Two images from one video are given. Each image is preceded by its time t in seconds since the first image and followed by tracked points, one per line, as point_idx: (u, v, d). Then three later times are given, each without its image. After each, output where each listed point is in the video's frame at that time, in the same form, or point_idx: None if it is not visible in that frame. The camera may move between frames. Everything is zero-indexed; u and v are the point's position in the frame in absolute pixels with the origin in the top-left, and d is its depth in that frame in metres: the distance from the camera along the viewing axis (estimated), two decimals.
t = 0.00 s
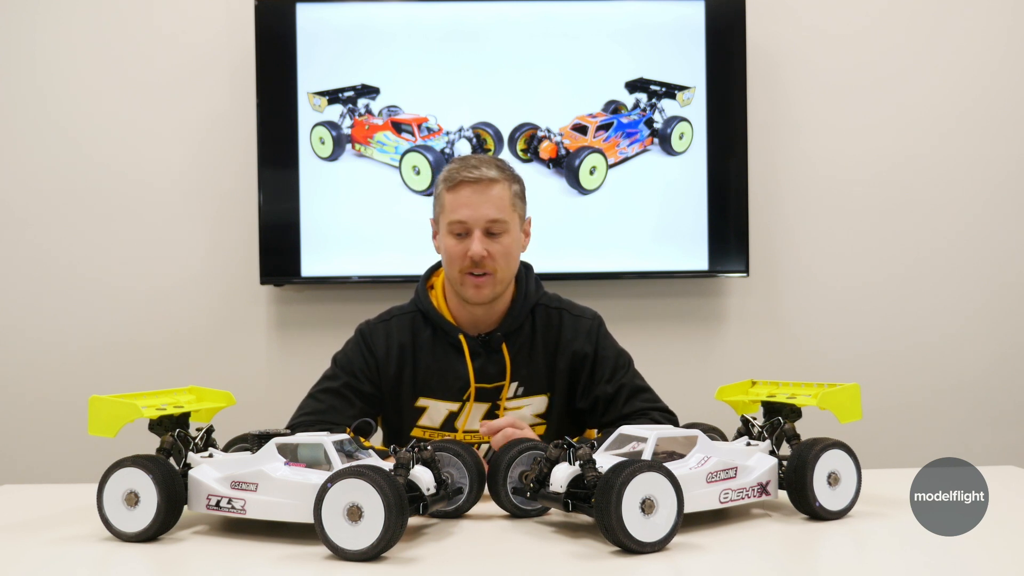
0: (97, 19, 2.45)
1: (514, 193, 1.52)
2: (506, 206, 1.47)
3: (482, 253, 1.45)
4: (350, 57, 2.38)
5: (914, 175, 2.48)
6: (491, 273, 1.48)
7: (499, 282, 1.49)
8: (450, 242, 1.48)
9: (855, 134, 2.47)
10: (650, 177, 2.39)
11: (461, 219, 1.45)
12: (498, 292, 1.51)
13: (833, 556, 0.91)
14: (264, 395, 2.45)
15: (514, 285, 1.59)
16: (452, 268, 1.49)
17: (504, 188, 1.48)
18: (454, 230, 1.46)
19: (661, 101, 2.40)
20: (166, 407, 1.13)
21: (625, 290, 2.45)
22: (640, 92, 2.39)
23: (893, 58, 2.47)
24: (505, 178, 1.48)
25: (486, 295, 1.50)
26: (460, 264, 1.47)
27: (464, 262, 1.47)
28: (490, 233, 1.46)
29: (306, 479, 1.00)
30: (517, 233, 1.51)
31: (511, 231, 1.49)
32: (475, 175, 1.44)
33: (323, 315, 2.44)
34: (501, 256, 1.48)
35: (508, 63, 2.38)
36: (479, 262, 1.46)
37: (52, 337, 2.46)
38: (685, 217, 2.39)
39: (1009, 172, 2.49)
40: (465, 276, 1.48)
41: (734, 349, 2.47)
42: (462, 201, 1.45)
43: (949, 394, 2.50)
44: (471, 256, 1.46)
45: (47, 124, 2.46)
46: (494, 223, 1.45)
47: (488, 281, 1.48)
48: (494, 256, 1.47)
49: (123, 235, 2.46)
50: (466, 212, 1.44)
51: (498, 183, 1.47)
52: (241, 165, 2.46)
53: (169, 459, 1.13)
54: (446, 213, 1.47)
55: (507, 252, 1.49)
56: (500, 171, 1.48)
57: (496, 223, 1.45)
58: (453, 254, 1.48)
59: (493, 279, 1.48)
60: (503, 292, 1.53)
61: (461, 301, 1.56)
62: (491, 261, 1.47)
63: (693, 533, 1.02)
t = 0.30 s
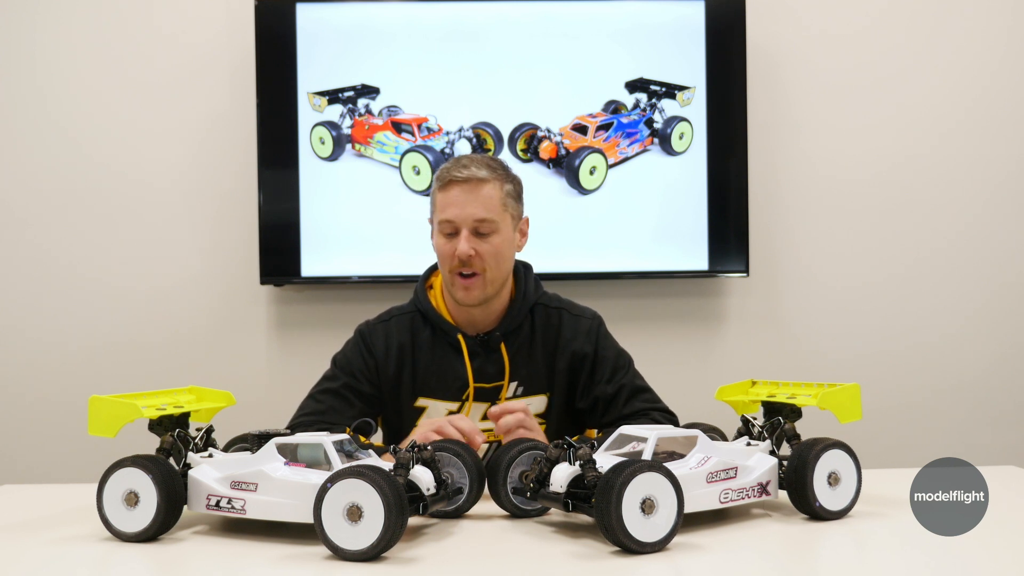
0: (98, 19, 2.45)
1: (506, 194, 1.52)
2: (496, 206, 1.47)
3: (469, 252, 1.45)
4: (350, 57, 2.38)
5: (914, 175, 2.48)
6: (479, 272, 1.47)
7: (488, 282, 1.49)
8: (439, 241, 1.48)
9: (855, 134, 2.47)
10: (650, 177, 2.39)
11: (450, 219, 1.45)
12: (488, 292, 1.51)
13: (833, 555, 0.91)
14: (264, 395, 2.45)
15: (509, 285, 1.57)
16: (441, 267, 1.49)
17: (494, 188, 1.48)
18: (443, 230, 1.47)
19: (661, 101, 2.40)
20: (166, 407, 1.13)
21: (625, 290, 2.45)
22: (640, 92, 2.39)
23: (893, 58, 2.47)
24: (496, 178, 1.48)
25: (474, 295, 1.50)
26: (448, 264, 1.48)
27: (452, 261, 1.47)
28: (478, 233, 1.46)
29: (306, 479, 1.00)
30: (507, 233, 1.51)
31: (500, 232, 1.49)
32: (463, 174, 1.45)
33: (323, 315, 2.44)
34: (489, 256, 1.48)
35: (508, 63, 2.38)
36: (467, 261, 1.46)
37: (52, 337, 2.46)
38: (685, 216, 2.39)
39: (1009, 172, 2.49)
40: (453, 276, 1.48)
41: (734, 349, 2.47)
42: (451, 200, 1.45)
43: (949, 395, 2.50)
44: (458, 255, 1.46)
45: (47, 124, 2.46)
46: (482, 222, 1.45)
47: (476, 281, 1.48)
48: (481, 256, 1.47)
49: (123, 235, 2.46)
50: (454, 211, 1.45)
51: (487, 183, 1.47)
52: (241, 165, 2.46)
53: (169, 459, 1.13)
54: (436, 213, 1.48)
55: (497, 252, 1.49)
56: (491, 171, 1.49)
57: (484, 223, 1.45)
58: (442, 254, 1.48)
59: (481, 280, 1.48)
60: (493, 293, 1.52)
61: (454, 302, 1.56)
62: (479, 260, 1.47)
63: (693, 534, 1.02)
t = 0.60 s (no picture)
0: (98, 19, 2.45)
1: (512, 196, 1.51)
2: (503, 209, 1.47)
3: (476, 255, 1.45)
4: (350, 57, 2.38)
5: (914, 175, 2.48)
6: (486, 275, 1.48)
7: (494, 284, 1.49)
8: (445, 243, 1.48)
9: (855, 134, 2.47)
10: (650, 177, 2.39)
11: (456, 221, 1.45)
12: (493, 295, 1.51)
13: (833, 555, 0.91)
14: (264, 395, 2.45)
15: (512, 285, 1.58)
16: (447, 269, 1.49)
17: (501, 190, 1.47)
18: (450, 231, 1.47)
19: (661, 101, 2.40)
20: (166, 407, 1.14)
21: (624, 290, 2.45)
22: (640, 92, 2.39)
23: (893, 58, 2.47)
24: (503, 180, 1.48)
25: (480, 297, 1.50)
26: (454, 266, 1.48)
27: (459, 264, 1.47)
28: (485, 235, 1.46)
29: (306, 479, 1.00)
30: (513, 235, 1.51)
31: (507, 234, 1.49)
32: (471, 177, 1.44)
33: (323, 315, 2.44)
34: (495, 259, 1.48)
35: (508, 63, 2.38)
36: (473, 264, 1.47)
37: (52, 337, 2.46)
38: (685, 216, 2.39)
39: (1009, 172, 2.49)
40: (459, 278, 1.48)
41: (734, 349, 2.47)
42: (458, 202, 1.45)
43: (949, 394, 2.50)
44: (465, 258, 1.46)
45: (48, 124, 2.46)
46: (489, 225, 1.45)
47: (482, 284, 1.48)
48: (488, 259, 1.47)
49: (124, 235, 2.46)
50: (461, 213, 1.45)
51: (494, 186, 1.46)
52: (241, 165, 2.46)
53: (169, 459, 1.13)
54: (443, 214, 1.48)
55: (503, 255, 1.49)
56: (498, 173, 1.48)
57: (491, 225, 1.45)
58: (448, 256, 1.48)
59: (487, 282, 1.48)
60: (498, 295, 1.53)
61: (458, 303, 1.56)
62: (485, 263, 1.47)
63: (693, 533, 1.02)
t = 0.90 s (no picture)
0: (97, 19, 2.45)
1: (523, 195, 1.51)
2: (515, 208, 1.47)
3: (488, 253, 1.45)
4: (350, 57, 2.38)
5: (913, 175, 2.48)
6: (497, 273, 1.48)
7: (504, 283, 1.49)
8: (456, 240, 1.48)
9: (855, 134, 2.47)
10: (650, 177, 2.39)
11: (468, 218, 1.45)
12: (502, 292, 1.51)
13: (833, 556, 0.91)
14: (264, 395, 2.45)
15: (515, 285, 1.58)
16: (458, 266, 1.49)
17: (513, 189, 1.47)
18: (461, 229, 1.46)
19: (661, 101, 2.40)
20: (166, 407, 1.13)
21: (624, 290, 2.45)
22: (640, 92, 2.39)
23: (893, 58, 2.47)
24: (515, 179, 1.48)
25: (490, 295, 1.50)
26: (465, 263, 1.47)
27: (470, 261, 1.47)
28: (497, 233, 1.46)
29: (306, 479, 1.00)
30: (523, 234, 1.51)
31: (518, 233, 1.48)
32: (484, 175, 1.44)
33: (323, 314, 2.44)
34: (506, 257, 1.48)
35: (508, 63, 2.38)
36: (485, 261, 1.46)
37: (52, 337, 2.46)
38: (685, 216, 2.39)
39: (1009, 172, 2.49)
40: (470, 275, 1.48)
41: (734, 349, 2.47)
42: (470, 200, 1.45)
43: (949, 394, 2.50)
44: (477, 255, 1.46)
45: (47, 124, 2.46)
46: (502, 223, 1.45)
47: (492, 282, 1.48)
48: (499, 257, 1.47)
49: (124, 235, 2.46)
50: (473, 211, 1.44)
51: (507, 184, 1.46)
52: (241, 165, 2.45)
53: (169, 459, 1.13)
54: (453, 211, 1.47)
55: (514, 253, 1.49)
56: (510, 172, 1.48)
57: (504, 224, 1.45)
58: (459, 253, 1.48)
59: (498, 280, 1.48)
60: (506, 293, 1.53)
61: (465, 301, 1.56)
62: (496, 261, 1.47)
63: (693, 533, 1.02)
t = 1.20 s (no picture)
0: (97, 19, 2.45)
1: (535, 193, 1.53)
2: (523, 202, 1.48)
3: (492, 243, 1.46)
4: (350, 57, 2.38)
5: (913, 175, 2.48)
6: (499, 265, 1.48)
7: (506, 276, 1.49)
8: (464, 229, 1.50)
9: (855, 134, 2.47)
10: (650, 177, 2.39)
11: (477, 208, 1.47)
12: (505, 286, 1.51)
13: (833, 556, 0.91)
14: (264, 395, 2.45)
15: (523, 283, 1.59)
16: (464, 255, 1.50)
17: (524, 184, 1.49)
18: (469, 218, 1.49)
19: (661, 101, 2.40)
20: (166, 407, 1.13)
21: (624, 290, 2.45)
22: (640, 92, 2.39)
23: (893, 59, 2.47)
24: (527, 176, 1.50)
25: (491, 287, 1.51)
26: (470, 252, 1.49)
27: (475, 251, 1.48)
28: (503, 225, 1.47)
29: (306, 479, 1.00)
30: (531, 231, 1.52)
31: (525, 228, 1.50)
32: (496, 167, 1.47)
33: (322, 314, 2.44)
34: (511, 250, 1.49)
35: (508, 63, 2.38)
36: (488, 252, 1.47)
37: (52, 337, 2.46)
38: (685, 216, 2.39)
39: (1009, 172, 2.49)
40: (473, 265, 1.49)
41: (734, 349, 2.47)
42: (480, 190, 1.47)
43: (949, 394, 2.50)
44: (481, 245, 1.47)
45: (47, 124, 2.46)
46: (509, 216, 1.47)
47: (494, 273, 1.49)
48: (504, 249, 1.48)
49: (124, 235, 2.46)
50: (482, 201, 1.47)
51: (518, 179, 1.48)
52: (241, 165, 2.45)
53: (169, 459, 1.13)
54: (464, 201, 1.50)
55: (519, 247, 1.49)
56: (523, 168, 1.50)
57: (511, 216, 1.47)
58: (465, 242, 1.49)
59: (500, 272, 1.49)
60: (509, 288, 1.53)
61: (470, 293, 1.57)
62: (500, 253, 1.48)
63: (693, 534, 1.02)
